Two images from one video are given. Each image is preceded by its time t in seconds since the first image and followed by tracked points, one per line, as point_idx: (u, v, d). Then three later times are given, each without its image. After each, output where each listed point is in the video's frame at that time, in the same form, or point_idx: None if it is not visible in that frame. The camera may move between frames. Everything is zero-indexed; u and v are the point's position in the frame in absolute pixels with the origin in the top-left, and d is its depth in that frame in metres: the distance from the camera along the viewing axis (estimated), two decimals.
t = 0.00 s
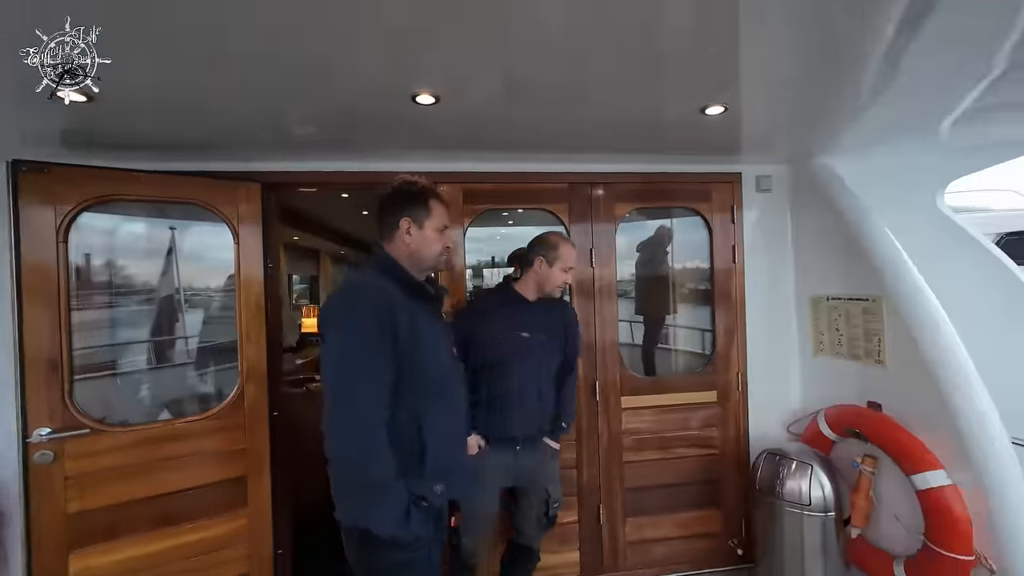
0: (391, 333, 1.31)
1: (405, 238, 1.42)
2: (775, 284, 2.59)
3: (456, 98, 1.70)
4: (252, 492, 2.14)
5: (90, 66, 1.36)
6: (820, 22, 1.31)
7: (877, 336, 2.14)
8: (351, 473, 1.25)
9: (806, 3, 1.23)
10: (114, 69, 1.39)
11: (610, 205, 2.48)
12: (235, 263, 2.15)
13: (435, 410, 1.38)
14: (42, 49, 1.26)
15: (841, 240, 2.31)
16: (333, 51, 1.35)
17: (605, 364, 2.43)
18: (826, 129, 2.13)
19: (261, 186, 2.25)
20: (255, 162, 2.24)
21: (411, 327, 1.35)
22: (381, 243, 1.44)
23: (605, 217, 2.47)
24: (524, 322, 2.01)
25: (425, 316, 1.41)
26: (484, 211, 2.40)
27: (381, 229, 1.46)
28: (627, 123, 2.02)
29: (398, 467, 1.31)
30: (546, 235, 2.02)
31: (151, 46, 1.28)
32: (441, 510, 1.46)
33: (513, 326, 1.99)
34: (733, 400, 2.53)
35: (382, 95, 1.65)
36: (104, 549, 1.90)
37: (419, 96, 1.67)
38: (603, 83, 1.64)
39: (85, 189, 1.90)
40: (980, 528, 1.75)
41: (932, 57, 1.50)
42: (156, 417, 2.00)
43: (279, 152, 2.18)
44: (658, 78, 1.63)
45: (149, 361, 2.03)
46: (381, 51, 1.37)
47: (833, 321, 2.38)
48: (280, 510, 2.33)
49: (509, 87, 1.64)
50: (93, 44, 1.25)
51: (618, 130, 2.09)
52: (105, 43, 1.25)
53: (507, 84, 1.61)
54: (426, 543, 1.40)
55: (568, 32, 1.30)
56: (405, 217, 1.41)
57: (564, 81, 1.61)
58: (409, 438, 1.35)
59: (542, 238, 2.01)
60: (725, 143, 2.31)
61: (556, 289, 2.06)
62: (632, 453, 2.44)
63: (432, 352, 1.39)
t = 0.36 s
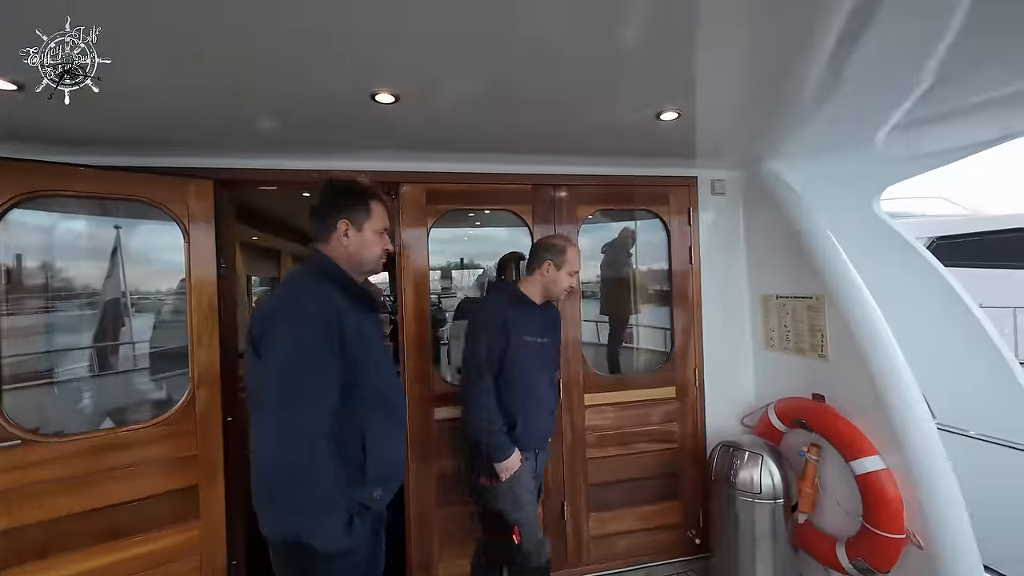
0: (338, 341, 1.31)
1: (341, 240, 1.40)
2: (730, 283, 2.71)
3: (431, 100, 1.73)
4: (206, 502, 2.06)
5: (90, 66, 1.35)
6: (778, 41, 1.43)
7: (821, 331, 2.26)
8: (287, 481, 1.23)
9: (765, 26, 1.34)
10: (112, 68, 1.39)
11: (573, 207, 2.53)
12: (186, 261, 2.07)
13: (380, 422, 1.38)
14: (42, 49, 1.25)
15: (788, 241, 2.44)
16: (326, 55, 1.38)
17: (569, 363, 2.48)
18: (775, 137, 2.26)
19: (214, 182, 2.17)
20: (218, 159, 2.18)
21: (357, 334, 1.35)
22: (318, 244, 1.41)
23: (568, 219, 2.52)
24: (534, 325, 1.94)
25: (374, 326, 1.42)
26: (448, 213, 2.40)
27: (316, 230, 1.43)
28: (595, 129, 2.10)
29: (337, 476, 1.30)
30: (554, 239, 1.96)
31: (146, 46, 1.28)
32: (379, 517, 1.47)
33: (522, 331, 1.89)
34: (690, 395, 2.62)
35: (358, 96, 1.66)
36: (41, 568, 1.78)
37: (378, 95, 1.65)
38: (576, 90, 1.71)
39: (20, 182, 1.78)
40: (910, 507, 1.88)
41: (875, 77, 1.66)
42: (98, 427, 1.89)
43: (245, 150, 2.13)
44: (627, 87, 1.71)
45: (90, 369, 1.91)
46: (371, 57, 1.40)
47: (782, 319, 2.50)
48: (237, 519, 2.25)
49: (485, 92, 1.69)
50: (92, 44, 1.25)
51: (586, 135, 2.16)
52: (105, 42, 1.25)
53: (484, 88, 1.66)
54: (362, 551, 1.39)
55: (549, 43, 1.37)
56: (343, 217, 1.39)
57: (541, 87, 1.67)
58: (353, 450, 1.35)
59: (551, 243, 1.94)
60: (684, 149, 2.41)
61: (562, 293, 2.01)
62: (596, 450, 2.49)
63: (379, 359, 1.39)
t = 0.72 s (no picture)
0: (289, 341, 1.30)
1: (294, 246, 1.42)
2: (720, 284, 2.75)
3: (428, 100, 1.71)
4: (191, 512, 1.99)
5: (91, 66, 1.33)
6: (774, 46, 1.45)
7: (810, 331, 2.30)
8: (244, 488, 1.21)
9: (763, 30, 1.37)
10: (112, 68, 1.36)
11: (567, 208, 2.53)
12: (170, 261, 2.01)
13: (337, 421, 1.37)
14: (42, 49, 1.22)
15: (777, 242, 2.48)
16: (327, 55, 1.36)
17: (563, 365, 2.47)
18: (766, 140, 2.30)
19: (200, 181, 2.11)
20: (206, 158, 2.12)
21: (309, 334, 1.35)
22: (271, 251, 1.42)
23: (563, 221, 2.52)
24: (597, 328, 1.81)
25: (326, 325, 1.42)
26: (444, 215, 2.38)
27: (269, 238, 1.44)
28: (591, 130, 2.11)
29: (297, 480, 1.29)
30: (596, 228, 1.81)
31: (146, 46, 1.25)
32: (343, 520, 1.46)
33: (593, 336, 1.76)
34: (683, 395, 2.64)
35: (355, 95, 1.63)
36: None
37: (375, 93, 1.62)
38: (574, 91, 1.72)
39: None
40: (898, 502, 1.92)
41: (866, 82, 1.71)
42: (77, 435, 1.81)
43: (234, 149, 2.08)
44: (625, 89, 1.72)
45: (65, 376, 1.82)
46: (373, 57, 1.39)
47: (772, 319, 2.54)
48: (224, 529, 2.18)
49: (484, 92, 1.68)
50: (92, 44, 1.22)
51: (582, 137, 2.17)
52: (105, 43, 1.22)
53: (483, 88, 1.65)
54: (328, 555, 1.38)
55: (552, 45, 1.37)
56: (292, 224, 1.41)
57: (540, 88, 1.67)
58: (310, 452, 1.33)
59: (594, 232, 1.80)
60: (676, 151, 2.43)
61: (608, 286, 1.87)
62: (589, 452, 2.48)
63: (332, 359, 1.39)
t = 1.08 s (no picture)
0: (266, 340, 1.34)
1: (284, 256, 1.47)
2: (725, 288, 2.80)
3: (436, 106, 1.71)
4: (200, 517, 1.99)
5: (91, 66, 1.32)
6: (784, 56, 1.49)
7: (814, 333, 2.36)
8: (218, 485, 1.21)
9: (766, 36, 1.37)
10: (113, 68, 1.35)
11: (575, 212, 2.56)
12: (187, 271, 2.03)
13: (313, 420, 1.40)
14: (42, 49, 1.22)
15: (781, 246, 2.53)
16: (334, 60, 1.36)
17: (571, 368, 2.50)
18: (770, 146, 2.34)
19: (217, 187, 2.15)
20: (211, 160, 2.10)
21: (286, 336, 1.38)
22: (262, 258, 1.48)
23: (572, 225, 2.55)
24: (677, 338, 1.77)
25: (304, 326, 1.45)
26: (456, 220, 2.42)
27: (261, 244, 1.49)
28: (597, 136, 2.13)
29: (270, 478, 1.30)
30: (672, 230, 1.80)
31: (147, 47, 1.24)
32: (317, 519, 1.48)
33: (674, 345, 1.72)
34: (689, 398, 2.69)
35: (361, 101, 1.64)
36: None
37: (398, 101, 1.65)
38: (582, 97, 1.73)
39: (12, 188, 1.71)
40: (902, 499, 1.97)
41: (865, 88, 1.73)
42: (95, 440, 1.82)
43: (241, 152, 2.08)
44: (631, 95, 1.74)
45: (65, 379, 1.82)
46: (379, 62, 1.39)
47: (775, 321, 2.60)
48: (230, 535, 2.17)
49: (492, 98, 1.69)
50: (93, 44, 1.21)
51: (589, 142, 2.19)
52: (105, 43, 1.21)
53: (490, 94, 1.65)
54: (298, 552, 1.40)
55: (556, 50, 1.37)
56: (282, 234, 1.46)
57: (551, 94, 1.69)
58: (280, 448, 1.37)
59: (673, 234, 1.79)
60: (681, 156, 2.47)
61: (694, 285, 1.85)
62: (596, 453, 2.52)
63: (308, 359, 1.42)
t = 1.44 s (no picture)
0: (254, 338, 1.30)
1: (263, 255, 1.40)
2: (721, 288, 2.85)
3: (438, 108, 1.73)
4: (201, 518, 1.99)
5: (91, 66, 1.32)
6: (781, 60, 1.53)
7: (810, 332, 2.41)
8: (215, 486, 1.16)
9: (762, 38, 1.39)
10: (113, 68, 1.35)
11: (575, 214, 2.60)
12: (194, 272, 2.04)
13: (308, 416, 1.36)
14: (42, 49, 1.23)
15: (776, 247, 2.58)
16: (336, 62, 1.37)
17: (572, 368, 2.53)
18: (765, 148, 2.39)
19: (223, 188, 2.16)
20: (211, 160, 2.11)
21: (275, 333, 1.35)
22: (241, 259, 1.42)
23: (573, 226, 2.59)
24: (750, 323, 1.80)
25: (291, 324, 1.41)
26: (458, 221, 2.45)
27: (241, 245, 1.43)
28: (596, 138, 2.16)
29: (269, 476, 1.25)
30: (739, 227, 1.84)
31: (147, 48, 1.25)
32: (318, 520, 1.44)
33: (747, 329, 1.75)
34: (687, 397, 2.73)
35: (363, 102, 1.66)
36: None
37: (406, 104, 1.67)
38: (581, 100, 1.76)
39: (16, 188, 1.72)
40: (897, 493, 2.03)
41: (858, 92, 1.77)
42: (101, 440, 1.84)
43: (243, 153, 2.09)
44: (630, 98, 1.77)
45: (61, 381, 1.81)
46: (380, 64, 1.40)
47: (772, 320, 2.65)
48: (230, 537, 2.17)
49: (492, 99, 1.71)
50: (93, 44, 1.22)
51: (588, 144, 2.22)
52: (105, 43, 1.21)
53: (490, 96, 1.67)
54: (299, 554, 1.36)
55: (555, 51, 1.39)
56: (262, 233, 1.39)
57: (552, 96, 1.71)
58: (277, 448, 1.33)
59: (741, 229, 1.83)
60: (679, 159, 2.52)
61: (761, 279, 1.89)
62: (597, 451, 2.55)
63: (301, 356, 1.38)
